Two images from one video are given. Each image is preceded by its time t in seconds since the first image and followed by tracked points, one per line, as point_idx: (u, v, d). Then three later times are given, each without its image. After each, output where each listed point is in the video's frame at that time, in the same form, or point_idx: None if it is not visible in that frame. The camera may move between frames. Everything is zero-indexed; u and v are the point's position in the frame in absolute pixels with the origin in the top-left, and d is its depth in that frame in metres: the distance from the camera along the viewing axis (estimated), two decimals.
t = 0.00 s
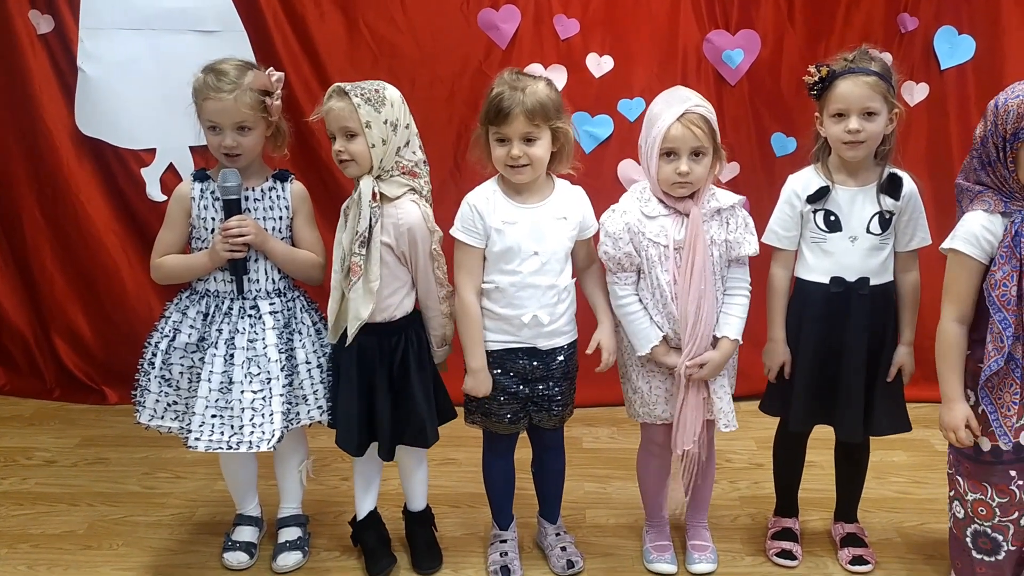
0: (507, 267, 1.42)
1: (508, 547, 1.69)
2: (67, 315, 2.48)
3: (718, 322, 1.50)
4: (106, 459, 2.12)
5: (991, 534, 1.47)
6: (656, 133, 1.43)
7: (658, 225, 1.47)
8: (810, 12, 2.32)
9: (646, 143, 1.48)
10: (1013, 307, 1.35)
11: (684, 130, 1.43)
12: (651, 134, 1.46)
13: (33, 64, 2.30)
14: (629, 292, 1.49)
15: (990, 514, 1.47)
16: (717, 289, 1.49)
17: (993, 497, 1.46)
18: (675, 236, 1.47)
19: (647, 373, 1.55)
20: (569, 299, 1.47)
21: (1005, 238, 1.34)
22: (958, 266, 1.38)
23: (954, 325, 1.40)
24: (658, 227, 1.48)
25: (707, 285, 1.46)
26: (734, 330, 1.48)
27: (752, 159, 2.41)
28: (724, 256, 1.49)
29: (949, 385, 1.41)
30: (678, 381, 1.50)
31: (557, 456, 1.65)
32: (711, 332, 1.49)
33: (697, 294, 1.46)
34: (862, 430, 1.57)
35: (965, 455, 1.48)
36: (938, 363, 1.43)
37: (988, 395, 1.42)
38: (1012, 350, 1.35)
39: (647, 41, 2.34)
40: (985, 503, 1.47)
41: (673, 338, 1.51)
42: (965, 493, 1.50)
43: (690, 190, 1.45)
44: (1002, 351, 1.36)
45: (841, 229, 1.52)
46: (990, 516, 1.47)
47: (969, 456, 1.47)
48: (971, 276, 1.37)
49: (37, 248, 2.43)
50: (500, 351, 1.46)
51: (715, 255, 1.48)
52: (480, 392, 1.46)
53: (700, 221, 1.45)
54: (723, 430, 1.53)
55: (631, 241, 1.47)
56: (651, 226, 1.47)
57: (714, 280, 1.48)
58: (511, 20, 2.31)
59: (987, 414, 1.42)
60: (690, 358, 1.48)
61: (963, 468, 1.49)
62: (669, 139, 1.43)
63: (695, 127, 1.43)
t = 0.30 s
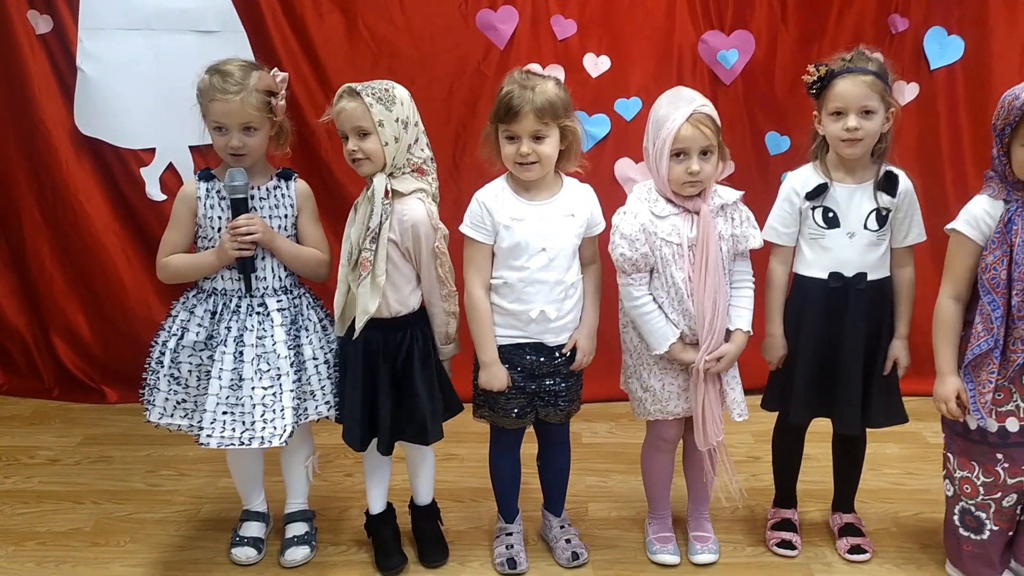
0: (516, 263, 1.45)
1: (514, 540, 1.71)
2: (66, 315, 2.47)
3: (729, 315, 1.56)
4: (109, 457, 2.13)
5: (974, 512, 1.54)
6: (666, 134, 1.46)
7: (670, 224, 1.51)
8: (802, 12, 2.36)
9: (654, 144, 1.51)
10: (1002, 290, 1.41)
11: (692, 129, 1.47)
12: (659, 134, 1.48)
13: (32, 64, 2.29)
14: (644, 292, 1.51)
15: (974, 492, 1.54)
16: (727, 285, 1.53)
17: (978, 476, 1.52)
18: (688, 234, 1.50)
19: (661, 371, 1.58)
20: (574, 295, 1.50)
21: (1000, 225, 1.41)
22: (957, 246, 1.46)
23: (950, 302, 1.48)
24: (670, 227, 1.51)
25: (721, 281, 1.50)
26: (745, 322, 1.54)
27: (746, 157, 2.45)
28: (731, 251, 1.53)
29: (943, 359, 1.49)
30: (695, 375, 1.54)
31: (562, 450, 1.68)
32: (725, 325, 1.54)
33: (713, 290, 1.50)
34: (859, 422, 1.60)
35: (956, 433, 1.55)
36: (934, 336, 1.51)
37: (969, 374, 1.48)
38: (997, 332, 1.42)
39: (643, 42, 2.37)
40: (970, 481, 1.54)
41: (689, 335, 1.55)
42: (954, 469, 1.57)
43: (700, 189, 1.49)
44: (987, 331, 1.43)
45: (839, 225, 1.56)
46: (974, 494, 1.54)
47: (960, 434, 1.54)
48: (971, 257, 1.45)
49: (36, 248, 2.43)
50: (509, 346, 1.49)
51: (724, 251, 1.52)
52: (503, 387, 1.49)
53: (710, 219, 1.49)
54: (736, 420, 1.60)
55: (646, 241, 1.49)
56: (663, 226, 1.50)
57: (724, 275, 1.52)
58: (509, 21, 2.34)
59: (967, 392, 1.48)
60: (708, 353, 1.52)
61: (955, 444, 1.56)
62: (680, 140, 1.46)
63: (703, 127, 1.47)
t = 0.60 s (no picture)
0: (521, 259, 1.49)
1: (517, 530, 1.76)
2: (55, 318, 2.45)
3: (723, 311, 1.60)
4: (105, 459, 2.13)
5: (958, 486, 1.64)
6: (662, 132, 1.53)
7: (666, 220, 1.56)
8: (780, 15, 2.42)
9: (653, 142, 1.57)
10: (984, 276, 1.52)
11: (688, 128, 1.52)
12: (658, 133, 1.54)
13: (19, 67, 2.27)
14: (640, 285, 1.57)
15: (959, 467, 1.64)
16: (723, 281, 1.59)
17: (964, 451, 1.63)
18: (683, 230, 1.56)
19: (657, 362, 1.63)
20: (577, 289, 1.55)
21: (987, 216, 1.52)
22: (947, 236, 1.57)
23: (939, 288, 1.59)
24: (666, 223, 1.56)
25: (715, 277, 1.56)
26: (739, 318, 1.59)
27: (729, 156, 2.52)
28: (727, 248, 1.58)
29: (931, 341, 1.61)
30: (688, 368, 1.60)
31: (562, 442, 1.73)
32: (718, 320, 1.59)
33: (705, 285, 1.55)
34: (846, 409, 1.68)
35: (944, 412, 1.65)
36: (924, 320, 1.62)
37: (955, 354, 1.59)
38: (978, 315, 1.53)
39: (628, 44, 2.42)
40: (955, 456, 1.64)
41: (682, 327, 1.60)
42: (941, 447, 1.67)
43: (696, 186, 1.54)
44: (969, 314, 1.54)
45: (826, 220, 1.63)
46: (959, 470, 1.64)
47: (947, 413, 1.64)
48: (960, 245, 1.56)
49: (24, 251, 2.40)
50: (513, 340, 1.54)
51: (720, 247, 1.57)
52: (510, 379, 1.52)
53: (706, 217, 1.55)
54: (729, 413, 1.64)
55: (641, 236, 1.55)
56: (660, 222, 1.56)
57: (719, 271, 1.57)
58: (497, 23, 2.38)
59: (953, 373, 1.59)
60: (701, 346, 1.58)
61: (941, 424, 1.66)
62: (675, 138, 1.52)
63: (698, 126, 1.53)
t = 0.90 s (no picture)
0: (513, 253, 1.53)
1: (509, 519, 1.79)
2: (33, 322, 2.43)
3: (706, 302, 1.66)
4: (91, 462, 2.12)
5: (934, 465, 1.72)
6: (649, 126, 1.58)
7: (652, 213, 1.61)
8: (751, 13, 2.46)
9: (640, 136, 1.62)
10: (959, 258, 1.61)
11: (673, 123, 1.57)
12: (645, 126, 1.60)
13: None
14: (625, 274, 1.63)
15: (934, 447, 1.72)
16: (706, 273, 1.64)
17: (938, 432, 1.71)
18: (668, 222, 1.61)
19: (641, 350, 1.68)
20: (567, 283, 1.59)
21: (960, 202, 1.60)
22: (924, 223, 1.66)
23: (915, 271, 1.68)
24: (652, 214, 1.61)
25: (697, 268, 1.61)
26: (720, 309, 1.64)
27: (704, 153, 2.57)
28: (711, 241, 1.64)
29: (908, 321, 1.70)
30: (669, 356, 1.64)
31: (552, 432, 1.77)
32: (699, 311, 1.64)
33: (687, 276, 1.60)
34: (825, 392, 1.75)
35: (920, 394, 1.73)
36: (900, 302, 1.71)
37: (934, 336, 1.68)
38: (956, 296, 1.62)
39: (605, 43, 2.45)
40: (931, 437, 1.72)
41: (664, 316, 1.65)
42: (918, 428, 1.75)
43: (681, 179, 1.59)
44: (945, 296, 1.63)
45: (804, 211, 1.69)
46: (934, 449, 1.72)
47: (923, 394, 1.72)
48: (934, 231, 1.65)
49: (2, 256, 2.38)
50: (505, 333, 1.57)
51: (704, 240, 1.63)
52: (501, 371, 1.56)
53: (690, 208, 1.60)
54: (709, 402, 1.68)
55: (627, 227, 1.61)
56: (646, 213, 1.61)
57: (702, 262, 1.63)
58: (475, 23, 2.38)
59: (928, 351, 1.68)
60: (681, 335, 1.63)
61: (919, 405, 1.74)
62: (661, 132, 1.57)
63: (683, 121, 1.58)
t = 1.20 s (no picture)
0: (507, 250, 1.58)
1: (504, 511, 1.83)
2: (22, 327, 2.42)
3: (699, 292, 1.73)
4: (85, 464, 2.14)
5: (934, 455, 1.77)
6: (643, 125, 1.63)
7: (646, 209, 1.67)
8: (728, 16, 2.51)
9: (632, 136, 1.68)
10: (940, 255, 1.68)
11: (665, 121, 1.64)
12: (637, 126, 1.66)
13: None
14: (623, 270, 1.68)
15: (934, 437, 1.77)
16: (697, 265, 1.71)
17: (938, 424, 1.76)
18: (663, 218, 1.67)
19: (637, 343, 1.73)
20: (559, 279, 1.65)
21: (935, 201, 1.68)
22: (903, 224, 1.73)
23: (898, 271, 1.74)
24: (646, 211, 1.68)
25: (690, 262, 1.67)
26: (713, 298, 1.72)
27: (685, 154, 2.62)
28: (701, 234, 1.71)
29: (897, 321, 1.76)
30: (667, 347, 1.70)
31: (545, 425, 1.81)
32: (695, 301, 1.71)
33: (684, 269, 1.67)
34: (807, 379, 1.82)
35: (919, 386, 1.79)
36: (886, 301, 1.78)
37: (918, 330, 1.75)
38: (938, 292, 1.69)
39: (588, 46, 2.48)
40: (931, 427, 1.77)
41: (662, 310, 1.71)
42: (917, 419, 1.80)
43: (673, 175, 1.66)
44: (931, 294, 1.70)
45: (785, 206, 1.76)
46: (934, 439, 1.77)
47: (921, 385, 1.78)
48: (913, 231, 1.71)
49: None
50: (500, 328, 1.62)
51: (695, 233, 1.69)
52: (497, 366, 1.60)
53: (682, 204, 1.67)
54: (704, 388, 1.76)
55: (625, 224, 1.66)
56: (641, 210, 1.67)
57: (693, 255, 1.69)
58: (461, 28, 2.41)
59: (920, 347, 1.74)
60: (680, 326, 1.69)
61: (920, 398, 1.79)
62: (656, 130, 1.63)
63: (674, 119, 1.65)
